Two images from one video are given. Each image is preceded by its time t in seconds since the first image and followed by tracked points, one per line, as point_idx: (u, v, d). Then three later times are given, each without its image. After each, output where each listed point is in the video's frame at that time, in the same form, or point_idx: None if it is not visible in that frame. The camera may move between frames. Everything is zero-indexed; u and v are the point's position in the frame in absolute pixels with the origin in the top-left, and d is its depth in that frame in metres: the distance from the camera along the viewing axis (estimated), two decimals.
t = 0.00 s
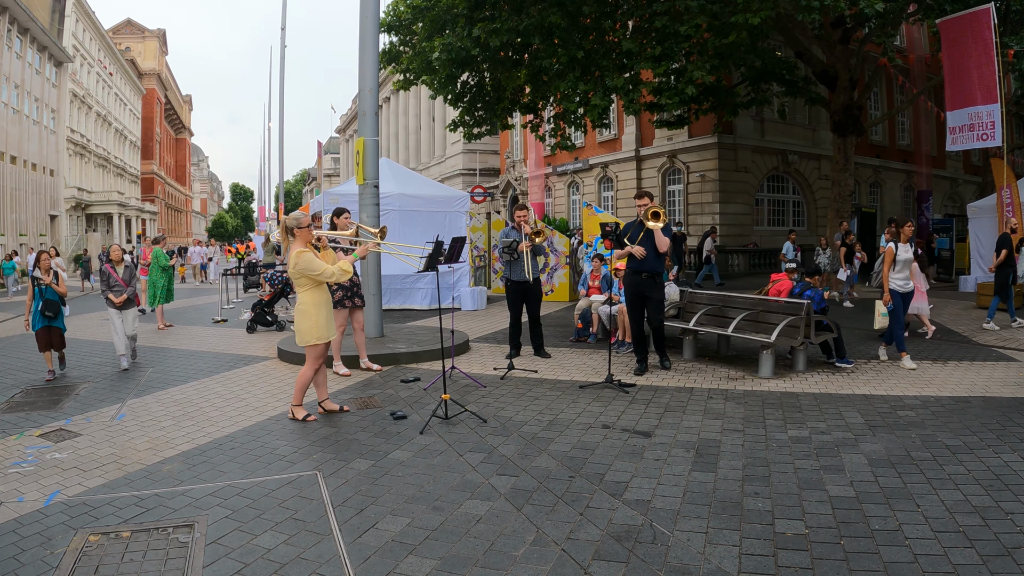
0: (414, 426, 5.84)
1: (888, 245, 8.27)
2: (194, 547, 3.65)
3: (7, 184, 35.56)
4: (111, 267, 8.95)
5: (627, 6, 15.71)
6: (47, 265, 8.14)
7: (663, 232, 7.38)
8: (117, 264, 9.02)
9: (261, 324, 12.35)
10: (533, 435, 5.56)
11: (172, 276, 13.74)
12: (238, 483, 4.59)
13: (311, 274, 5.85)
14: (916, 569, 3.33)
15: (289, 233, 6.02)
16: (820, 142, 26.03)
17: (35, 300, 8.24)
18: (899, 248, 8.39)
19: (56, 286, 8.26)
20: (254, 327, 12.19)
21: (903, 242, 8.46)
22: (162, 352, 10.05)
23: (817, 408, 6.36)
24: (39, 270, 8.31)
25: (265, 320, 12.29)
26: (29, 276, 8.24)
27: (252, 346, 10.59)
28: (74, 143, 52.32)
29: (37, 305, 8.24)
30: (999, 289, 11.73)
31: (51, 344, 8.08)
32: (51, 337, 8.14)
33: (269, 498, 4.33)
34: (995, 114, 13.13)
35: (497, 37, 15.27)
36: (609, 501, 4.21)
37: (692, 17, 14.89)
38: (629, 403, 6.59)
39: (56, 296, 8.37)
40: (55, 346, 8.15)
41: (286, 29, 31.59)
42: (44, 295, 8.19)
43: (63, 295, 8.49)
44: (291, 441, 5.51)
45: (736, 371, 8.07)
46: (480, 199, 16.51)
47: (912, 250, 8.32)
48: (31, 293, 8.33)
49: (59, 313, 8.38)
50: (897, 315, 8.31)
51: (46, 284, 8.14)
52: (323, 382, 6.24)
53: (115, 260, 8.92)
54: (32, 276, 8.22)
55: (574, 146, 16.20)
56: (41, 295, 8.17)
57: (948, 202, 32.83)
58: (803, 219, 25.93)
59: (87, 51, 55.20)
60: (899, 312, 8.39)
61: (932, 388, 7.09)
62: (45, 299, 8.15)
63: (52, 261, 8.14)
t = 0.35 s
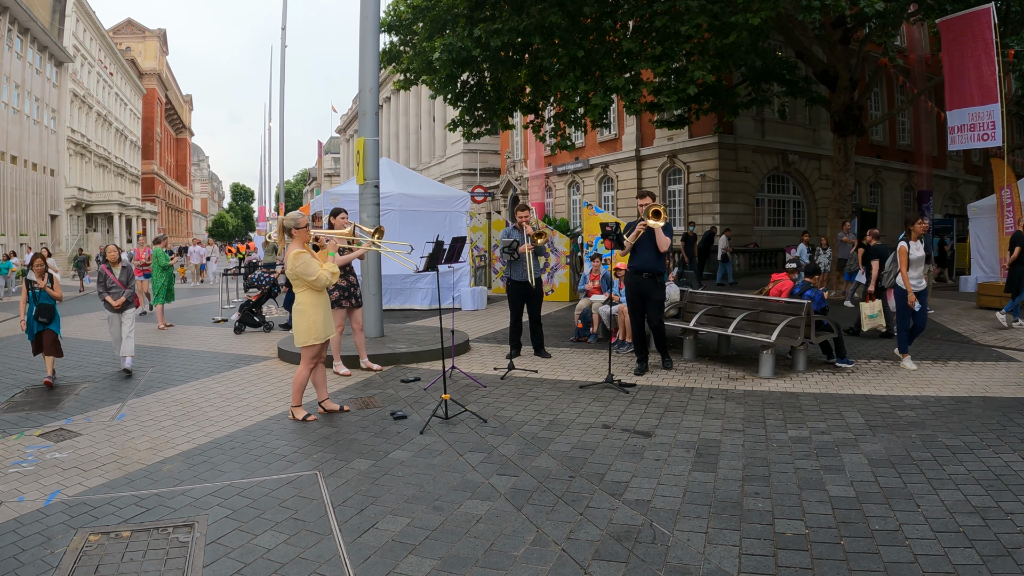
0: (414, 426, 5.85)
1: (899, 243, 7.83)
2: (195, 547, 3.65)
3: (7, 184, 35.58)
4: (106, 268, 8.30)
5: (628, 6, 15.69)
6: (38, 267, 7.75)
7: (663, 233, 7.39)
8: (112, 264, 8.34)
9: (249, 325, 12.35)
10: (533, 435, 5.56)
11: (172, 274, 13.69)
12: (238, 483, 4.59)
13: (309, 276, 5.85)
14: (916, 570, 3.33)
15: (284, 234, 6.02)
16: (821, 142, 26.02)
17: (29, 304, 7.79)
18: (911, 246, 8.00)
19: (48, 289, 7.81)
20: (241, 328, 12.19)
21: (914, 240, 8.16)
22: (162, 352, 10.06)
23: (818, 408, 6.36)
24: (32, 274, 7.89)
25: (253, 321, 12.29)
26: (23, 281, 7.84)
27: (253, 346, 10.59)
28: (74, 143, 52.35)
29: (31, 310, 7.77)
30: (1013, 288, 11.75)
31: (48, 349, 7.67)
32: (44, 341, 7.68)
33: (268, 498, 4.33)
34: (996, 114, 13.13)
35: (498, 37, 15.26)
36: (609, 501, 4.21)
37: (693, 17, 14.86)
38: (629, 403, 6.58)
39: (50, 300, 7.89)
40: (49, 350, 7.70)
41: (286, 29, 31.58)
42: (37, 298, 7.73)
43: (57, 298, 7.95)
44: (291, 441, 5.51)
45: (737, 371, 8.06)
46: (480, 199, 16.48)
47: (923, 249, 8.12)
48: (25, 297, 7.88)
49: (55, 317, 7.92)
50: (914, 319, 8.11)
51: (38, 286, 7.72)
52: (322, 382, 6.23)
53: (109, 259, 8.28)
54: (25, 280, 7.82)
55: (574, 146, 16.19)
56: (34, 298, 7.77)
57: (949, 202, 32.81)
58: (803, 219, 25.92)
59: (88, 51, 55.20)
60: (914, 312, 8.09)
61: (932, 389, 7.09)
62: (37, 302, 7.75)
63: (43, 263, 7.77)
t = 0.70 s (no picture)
0: (414, 426, 5.85)
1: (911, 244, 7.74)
2: (195, 547, 3.65)
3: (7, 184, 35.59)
4: (104, 267, 8.15)
5: (628, 6, 15.68)
6: (31, 265, 7.53)
7: (667, 231, 7.42)
8: (110, 264, 8.18)
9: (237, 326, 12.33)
10: (533, 435, 5.56)
11: (172, 273, 13.63)
12: (238, 483, 4.59)
13: (305, 275, 5.85)
14: (916, 570, 3.33)
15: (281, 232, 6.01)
16: (821, 142, 26.01)
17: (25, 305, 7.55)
18: (922, 248, 7.84)
19: (42, 289, 7.56)
20: (228, 329, 12.16)
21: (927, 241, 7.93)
22: (163, 351, 10.07)
23: (818, 408, 6.35)
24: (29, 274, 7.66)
25: (239, 322, 12.25)
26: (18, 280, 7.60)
27: (253, 346, 10.58)
28: (75, 142, 52.37)
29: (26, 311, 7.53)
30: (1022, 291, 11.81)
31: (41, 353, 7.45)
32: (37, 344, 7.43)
33: (268, 498, 4.32)
34: (996, 114, 13.13)
35: (498, 37, 15.25)
36: (609, 501, 4.21)
37: (694, 18, 14.83)
38: (629, 403, 6.58)
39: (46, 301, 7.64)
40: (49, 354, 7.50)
41: (287, 29, 31.60)
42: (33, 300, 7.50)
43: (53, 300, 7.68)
44: (291, 441, 5.51)
45: (737, 371, 8.05)
46: (480, 199, 16.46)
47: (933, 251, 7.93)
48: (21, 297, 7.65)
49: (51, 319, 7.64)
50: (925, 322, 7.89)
51: (32, 286, 7.48)
52: (321, 382, 6.23)
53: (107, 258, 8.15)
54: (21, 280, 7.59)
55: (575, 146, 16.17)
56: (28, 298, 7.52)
57: (949, 202, 32.81)
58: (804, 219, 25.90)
59: (88, 51, 55.19)
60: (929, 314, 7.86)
61: (933, 389, 7.08)
62: (31, 303, 7.49)
63: (37, 260, 7.52)
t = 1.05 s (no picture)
0: (414, 425, 5.85)
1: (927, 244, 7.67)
2: (195, 546, 3.65)
3: (7, 184, 35.52)
4: (97, 270, 7.69)
5: (628, 5, 15.68)
6: (21, 267, 7.09)
7: (671, 232, 7.41)
8: (103, 267, 7.73)
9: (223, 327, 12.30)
10: (533, 435, 5.56)
11: (173, 274, 13.61)
12: (237, 483, 4.59)
13: (301, 275, 5.85)
14: (916, 569, 3.33)
15: (277, 233, 6.00)
16: (821, 142, 26.01)
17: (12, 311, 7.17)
18: (940, 247, 7.67)
19: (33, 294, 7.18)
20: (215, 329, 12.13)
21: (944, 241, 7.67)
22: (163, 351, 10.08)
23: (818, 408, 6.35)
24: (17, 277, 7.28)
25: (224, 322, 12.21)
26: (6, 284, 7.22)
27: (253, 345, 10.57)
28: (74, 142, 52.28)
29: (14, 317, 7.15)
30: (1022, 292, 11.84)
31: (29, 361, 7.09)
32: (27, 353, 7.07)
33: (268, 497, 4.33)
34: (995, 114, 13.12)
35: (498, 36, 15.27)
36: (609, 501, 4.21)
37: (694, 18, 14.81)
38: (628, 403, 6.57)
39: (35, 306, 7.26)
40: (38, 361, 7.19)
41: (287, 29, 31.62)
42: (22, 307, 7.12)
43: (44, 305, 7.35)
44: (291, 440, 5.52)
45: (737, 371, 8.05)
46: (480, 199, 16.46)
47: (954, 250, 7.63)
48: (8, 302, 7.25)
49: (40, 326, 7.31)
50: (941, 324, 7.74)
51: (21, 292, 7.11)
52: (321, 382, 6.23)
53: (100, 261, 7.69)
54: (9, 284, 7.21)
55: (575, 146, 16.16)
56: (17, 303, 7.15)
57: (949, 201, 32.82)
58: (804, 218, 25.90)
59: (88, 50, 55.12)
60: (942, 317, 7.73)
61: (933, 389, 7.08)
62: (21, 310, 7.13)
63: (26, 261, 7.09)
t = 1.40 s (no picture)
0: (414, 425, 5.85)
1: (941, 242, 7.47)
2: (194, 546, 3.65)
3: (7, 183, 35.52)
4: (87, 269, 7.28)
5: (628, 5, 15.68)
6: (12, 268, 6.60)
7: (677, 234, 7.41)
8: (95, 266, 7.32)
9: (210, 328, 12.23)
10: (533, 434, 5.56)
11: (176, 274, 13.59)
12: (237, 483, 4.58)
13: (298, 276, 5.84)
14: (915, 569, 3.33)
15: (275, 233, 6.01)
16: (821, 142, 26.02)
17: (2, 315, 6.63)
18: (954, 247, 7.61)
19: (25, 295, 6.67)
20: (201, 330, 12.06)
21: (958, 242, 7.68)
22: (163, 350, 10.08)
23: (817, 408, 6.34)
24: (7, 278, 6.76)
25: (210, 322, 12.13)
26: None
27: (253, 345, 10.57)
28: (74, 141, 52.25)
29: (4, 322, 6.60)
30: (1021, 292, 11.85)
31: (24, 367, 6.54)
32: (20, 356, 6.48)
33: (268, 497, 4.32)
34: (995, 114, 13.10)
35: (497, 35, 15.27)
36: (608, 500, 4.21)
37: (693, 17, 14.81)
38: (628, 402, 6.57)
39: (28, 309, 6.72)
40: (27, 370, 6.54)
41: (287, 28, 31.62)
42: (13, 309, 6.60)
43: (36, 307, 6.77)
44: (290, 440, 5.52)
45: (737, 371, 8.04)
46: (480, 199, 16.47)
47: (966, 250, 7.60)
48: None
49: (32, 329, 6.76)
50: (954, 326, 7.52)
51: (12, 292, 6.61)
52: (321, 382, 6.22)
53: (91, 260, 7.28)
54: None
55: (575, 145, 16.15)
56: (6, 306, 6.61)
57: (949, 201, 32.84)
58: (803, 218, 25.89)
59: (87, 50, 55.11)
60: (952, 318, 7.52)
61: (932, 388, 7.08)
62: (12, 312, 6.60)
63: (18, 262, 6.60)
